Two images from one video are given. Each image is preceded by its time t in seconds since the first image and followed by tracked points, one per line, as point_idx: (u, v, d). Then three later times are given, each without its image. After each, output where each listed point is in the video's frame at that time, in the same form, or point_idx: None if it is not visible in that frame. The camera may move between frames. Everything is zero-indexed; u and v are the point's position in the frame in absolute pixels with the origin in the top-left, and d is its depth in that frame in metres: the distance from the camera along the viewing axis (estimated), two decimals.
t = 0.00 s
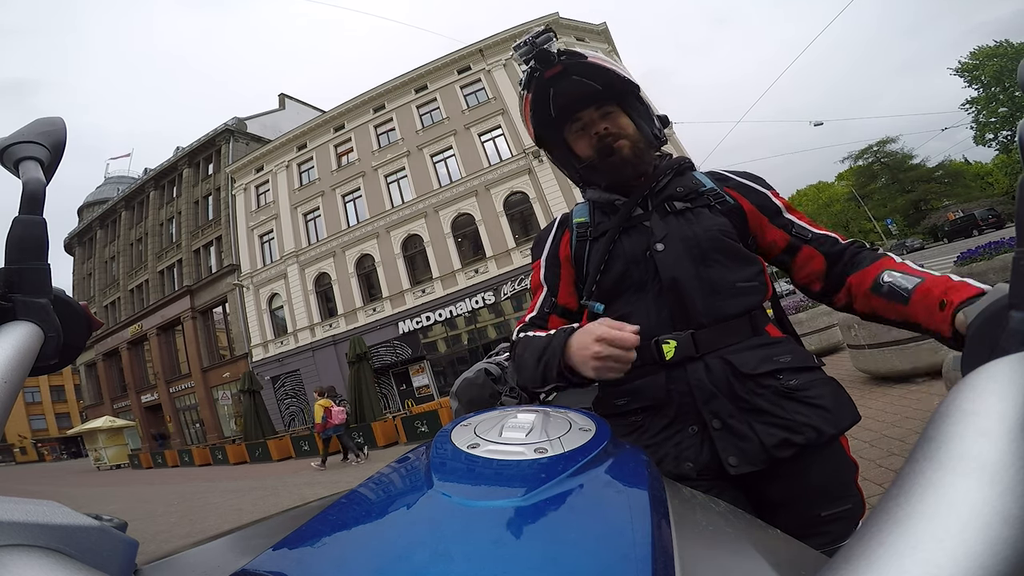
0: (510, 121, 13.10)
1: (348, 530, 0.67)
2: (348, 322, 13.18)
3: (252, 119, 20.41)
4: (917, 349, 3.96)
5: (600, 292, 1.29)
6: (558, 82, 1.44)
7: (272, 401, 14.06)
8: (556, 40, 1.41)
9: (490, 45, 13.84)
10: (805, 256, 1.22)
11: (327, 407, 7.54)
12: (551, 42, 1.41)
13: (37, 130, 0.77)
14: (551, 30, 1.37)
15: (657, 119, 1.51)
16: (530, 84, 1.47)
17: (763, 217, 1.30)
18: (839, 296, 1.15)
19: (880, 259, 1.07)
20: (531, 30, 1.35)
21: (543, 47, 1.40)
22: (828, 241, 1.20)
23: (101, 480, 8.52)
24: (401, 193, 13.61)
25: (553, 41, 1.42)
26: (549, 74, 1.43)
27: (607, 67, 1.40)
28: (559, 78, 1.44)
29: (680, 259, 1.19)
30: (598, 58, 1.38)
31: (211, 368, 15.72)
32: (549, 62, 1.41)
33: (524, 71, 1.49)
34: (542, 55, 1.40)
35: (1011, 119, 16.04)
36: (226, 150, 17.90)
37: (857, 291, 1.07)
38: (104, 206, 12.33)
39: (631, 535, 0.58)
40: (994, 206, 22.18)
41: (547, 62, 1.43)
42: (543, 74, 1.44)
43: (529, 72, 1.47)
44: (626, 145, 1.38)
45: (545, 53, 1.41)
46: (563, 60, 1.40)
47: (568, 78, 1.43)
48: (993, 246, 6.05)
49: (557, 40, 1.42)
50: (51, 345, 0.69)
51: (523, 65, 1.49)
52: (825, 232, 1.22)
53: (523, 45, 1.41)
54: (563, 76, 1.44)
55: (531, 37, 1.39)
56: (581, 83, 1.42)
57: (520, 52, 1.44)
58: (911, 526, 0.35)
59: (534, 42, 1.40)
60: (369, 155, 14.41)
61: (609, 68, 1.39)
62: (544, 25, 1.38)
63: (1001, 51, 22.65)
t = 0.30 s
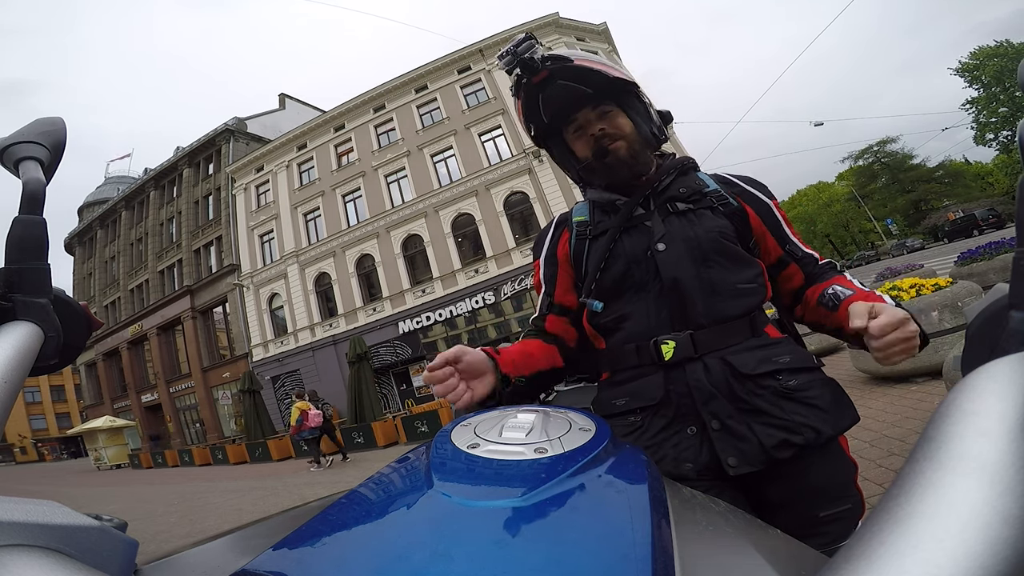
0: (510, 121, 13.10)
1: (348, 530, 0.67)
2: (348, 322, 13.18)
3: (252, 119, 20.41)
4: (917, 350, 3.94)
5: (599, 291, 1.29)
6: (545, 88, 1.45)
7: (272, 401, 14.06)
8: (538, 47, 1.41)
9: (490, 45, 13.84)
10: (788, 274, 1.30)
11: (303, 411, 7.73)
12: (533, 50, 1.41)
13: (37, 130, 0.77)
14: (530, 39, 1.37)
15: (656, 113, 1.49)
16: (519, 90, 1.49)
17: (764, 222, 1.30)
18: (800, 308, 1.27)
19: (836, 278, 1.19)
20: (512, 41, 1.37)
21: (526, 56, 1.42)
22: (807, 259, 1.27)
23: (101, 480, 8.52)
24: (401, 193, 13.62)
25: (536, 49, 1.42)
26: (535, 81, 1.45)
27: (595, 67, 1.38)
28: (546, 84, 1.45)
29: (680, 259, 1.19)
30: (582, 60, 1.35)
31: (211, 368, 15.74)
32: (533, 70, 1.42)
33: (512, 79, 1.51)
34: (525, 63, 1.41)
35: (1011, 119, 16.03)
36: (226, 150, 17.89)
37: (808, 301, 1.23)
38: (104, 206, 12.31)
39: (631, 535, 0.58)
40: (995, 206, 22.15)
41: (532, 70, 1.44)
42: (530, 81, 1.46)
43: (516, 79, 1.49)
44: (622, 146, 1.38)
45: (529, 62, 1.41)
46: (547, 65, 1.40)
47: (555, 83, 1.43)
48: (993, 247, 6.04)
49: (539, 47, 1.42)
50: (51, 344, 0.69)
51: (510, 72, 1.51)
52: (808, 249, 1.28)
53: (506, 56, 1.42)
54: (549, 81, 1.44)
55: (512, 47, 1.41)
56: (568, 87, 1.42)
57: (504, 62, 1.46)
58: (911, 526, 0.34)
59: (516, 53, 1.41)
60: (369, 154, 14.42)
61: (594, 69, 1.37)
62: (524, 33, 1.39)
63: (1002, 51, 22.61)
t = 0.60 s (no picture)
0: (510, 121, 13.09)
1: (348, 530, 0.67)
2: (348, 322, 13.18)
3: (252, 119, 20.41)
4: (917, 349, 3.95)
5: (599, 292, 1.29)
6: (565, 83, 1.44)
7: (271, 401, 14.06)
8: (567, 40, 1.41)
9: (490, 45, 13.84)
10: (785, 274, 1.30)
11: (285, 417, 7.69)
12: (561, 42, 1.41)
13: (37, 130, 0.77)
14: (562, 30, 1.37)
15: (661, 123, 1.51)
16: (538, 83, 1.47)
17: (760, 222, 1.30)
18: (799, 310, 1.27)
19: (833, 276, 1.21)
20: (542, 28, 1.35)
21: (553, 48, 1.40)
22: (806, 261, 1.28)
23: (101, 480, 8.51)
24: (401, 192, 13.62)
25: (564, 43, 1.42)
26: (558, 74, 1.44)
27: (616, 70, 1.40)
28: (568, 80, 1.44)
29: (680, 258, 1.19)
30: (607, 61, 1.39)
31: (211, 368, 15.73)
32: (559, 63, 1.42)
33: (532, 71, 1.49)
34: (552, 54, 1.39)
35: (1011, 119, 16.02)
36: (226, 149, 17.89)
37: (808, 303, 1.23)
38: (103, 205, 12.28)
39: (630, 535, 0.58)
40: (995, 206, 22.15)
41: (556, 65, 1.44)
42: (552, 73, 1.44)
43: (536, 71, 1.47)
44: (629, 149, 1.38)
45: (556, 53, 1.41)
46: (573, 61, 1.41)
47: (577, 79, 1.43)
48: (994, 247, 6.04)
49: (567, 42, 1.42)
50: (51, 344, 0.69)
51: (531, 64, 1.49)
52: (806, 251, 1.30)
53: (533, 44, 1.41)
54: (571, 77, 1.44)
55: (541, 36, 1.39)
56: (590, 86, 1.43)
57: (529, 50, 1.44)
58: (911, 527, 0.34)
59: (544, 42, 1.40)
60: (369, 154, 14.42)
61: (618, 71, 1.39)
62: (555, 25, 1.37)
63: (1002, 51, 22.60)
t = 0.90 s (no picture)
0: (510, 121, 13.09)
1: (348, 530, 0.67)
2: (348, 322, 13.19)
3: (252, 119, 20.41)
4: (917, 349, 3.95)
5: (596, 291, 1.29)
6: (560, 86, 1.45)
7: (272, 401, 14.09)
8: (561, 45, 1.42)
9: (490, 45, 13.84)
10: (808, 251, 1.24)
11: (268, 418, 8.08)
12: (554, 48, 1.42)
13: (37, 130, 0.77)
14: (554, 35, 1.39)
15: (659, 123, 1.51)
16: (533, 87, 1.48)
17: (760, 217, 1.31)
18: (851, 286, 1.15)
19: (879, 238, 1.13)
20: (535, 34, 1.39)
21: (546, 52, 1.43)
22: (826, 231, 1.23)
23: (100, 480, 8.50)
24: (401, 192, 13.61)
25: (557, 46, 1.43)
26: (551, 79, 1.44)
27: (609, 72, 1.41)
28: (562, 84, 1.44)
29: (677, 257, 1.19)
30: (602, 65, 1.39)
31: (212, 368, 15.72)
32: (551, 67, 1.43)
33: (526, 75, 1.50)
34: (545, 60, 1.42)
35: (1011, 119, 16.02)
36: (226, 149, 17.87)
37: (860, 273, 1.12)
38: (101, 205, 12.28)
39: (631, 535, 0.58)
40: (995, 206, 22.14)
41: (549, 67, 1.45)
42: (546, 78, 1.45)
43: (530, 75, 1.49)
44: (626, 151, 1.38)
45: (548, 58, 1.42)
46: (565, 65, 1.41)
47: (571, 83, 1.43)
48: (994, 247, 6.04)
49: (561, 46, 1.43)
50: (52, 344, 0.69)
51: (525, 69, 1.51)
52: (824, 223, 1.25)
53: (526, 49, 1.44)
54: (565, 81, 1.44)
55: (534, 42, 1.43)
56: (584, 89, 1.42)
57: (522, 56, 1.46)
58: (912, 526, 0.34)
59: (536, 48, 1.43)
60: (369, 154, 14.42)
61: (611, 74, 1.39)
62: (547, 29, 1.40)
63: (1002, 51, 22.59)
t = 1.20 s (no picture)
0: (510, 121, 13.09)
1: (348, 530, 0.67)
2: (348, 322, 13.18)
3: (252, 119, 20.43)
4: (917, 349, 3.95)
5: (598, 293, 1.30)
6: (556, 81, 1.44)
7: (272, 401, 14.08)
8: (555, 38, 1.40)
9: (490, 45, 13.85)
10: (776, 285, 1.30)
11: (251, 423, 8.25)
12: (549, 40, 1.40)
13: (36, 131, 0.77)
14: (548, 28, 1.37)
15: (660, 116, 1.50)
16: (528, 82, 1.48)
17: (760, 223, 1.30)
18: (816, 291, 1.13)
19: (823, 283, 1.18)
20: (528, 28, 1.36)
21: (541, 46, 1.40)
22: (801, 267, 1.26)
23: (101, 480, 8.49)
24: (401, 192, 13.61)
25: (552, 39, 1.41)
26: (547, 73, 1.43)
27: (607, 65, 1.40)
28: (557, 78, 1.43)
29: (678, 259, 1.19)
30: (597, 58, 1.37)
31: (212, 368, 15.72)
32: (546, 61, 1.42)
33: (522, 70, 1.49)
34: (539, 53, 1.40)
35: (1011, 119, 16.01)
36: (226, 149, 17.88)
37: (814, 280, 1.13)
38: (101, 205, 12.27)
39: (631, 535, 0.58)
40: (995, 206, 22.13)
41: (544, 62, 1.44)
42: (541, 72, 1.44)
43: (526, 70, 1.48)
44: (626, 146, 1.38)
45: (543, 52, 1.40)
46: (561, 58, 1.40)
47: (567, 77, 1.43)
48: (994, 247, 6.04)
49: (556, 38, 1.40)
50: (52, 344, 0.69)
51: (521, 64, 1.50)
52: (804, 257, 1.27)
53: (520, 44, 1.41)
54: (561, 75, 1.43)
55: (528, 35, 1.40)
56: (580, 83, 1.41)
57: (517, 51, 1.44)
58: (910, 526, 0.34)
59: (531, 42, 1.40)
60: (369, 154, 14.42)
61: (608, 67, 1.38)
62: (541, 23, 1.37)
63: (1002, 51, 22.56)
